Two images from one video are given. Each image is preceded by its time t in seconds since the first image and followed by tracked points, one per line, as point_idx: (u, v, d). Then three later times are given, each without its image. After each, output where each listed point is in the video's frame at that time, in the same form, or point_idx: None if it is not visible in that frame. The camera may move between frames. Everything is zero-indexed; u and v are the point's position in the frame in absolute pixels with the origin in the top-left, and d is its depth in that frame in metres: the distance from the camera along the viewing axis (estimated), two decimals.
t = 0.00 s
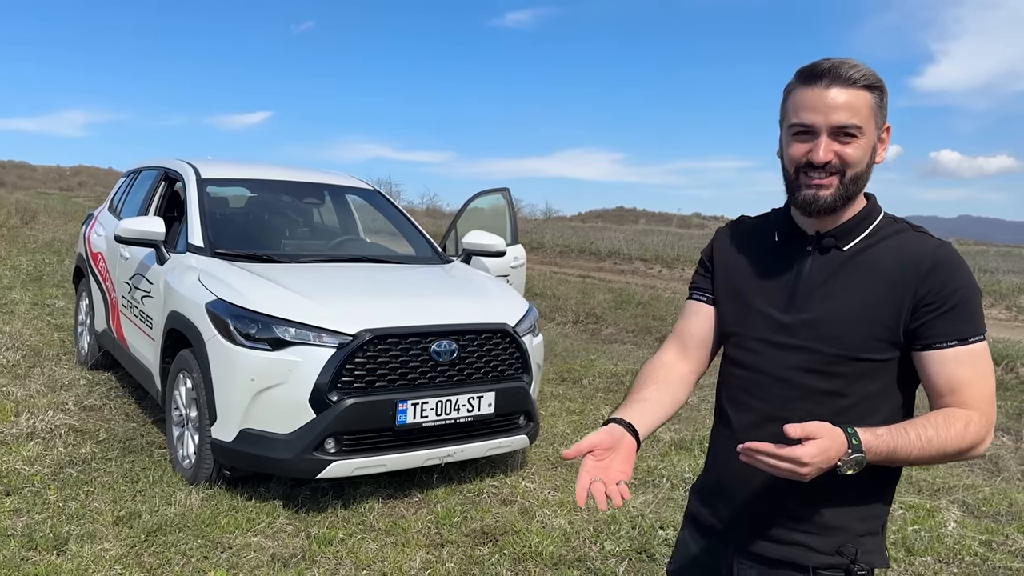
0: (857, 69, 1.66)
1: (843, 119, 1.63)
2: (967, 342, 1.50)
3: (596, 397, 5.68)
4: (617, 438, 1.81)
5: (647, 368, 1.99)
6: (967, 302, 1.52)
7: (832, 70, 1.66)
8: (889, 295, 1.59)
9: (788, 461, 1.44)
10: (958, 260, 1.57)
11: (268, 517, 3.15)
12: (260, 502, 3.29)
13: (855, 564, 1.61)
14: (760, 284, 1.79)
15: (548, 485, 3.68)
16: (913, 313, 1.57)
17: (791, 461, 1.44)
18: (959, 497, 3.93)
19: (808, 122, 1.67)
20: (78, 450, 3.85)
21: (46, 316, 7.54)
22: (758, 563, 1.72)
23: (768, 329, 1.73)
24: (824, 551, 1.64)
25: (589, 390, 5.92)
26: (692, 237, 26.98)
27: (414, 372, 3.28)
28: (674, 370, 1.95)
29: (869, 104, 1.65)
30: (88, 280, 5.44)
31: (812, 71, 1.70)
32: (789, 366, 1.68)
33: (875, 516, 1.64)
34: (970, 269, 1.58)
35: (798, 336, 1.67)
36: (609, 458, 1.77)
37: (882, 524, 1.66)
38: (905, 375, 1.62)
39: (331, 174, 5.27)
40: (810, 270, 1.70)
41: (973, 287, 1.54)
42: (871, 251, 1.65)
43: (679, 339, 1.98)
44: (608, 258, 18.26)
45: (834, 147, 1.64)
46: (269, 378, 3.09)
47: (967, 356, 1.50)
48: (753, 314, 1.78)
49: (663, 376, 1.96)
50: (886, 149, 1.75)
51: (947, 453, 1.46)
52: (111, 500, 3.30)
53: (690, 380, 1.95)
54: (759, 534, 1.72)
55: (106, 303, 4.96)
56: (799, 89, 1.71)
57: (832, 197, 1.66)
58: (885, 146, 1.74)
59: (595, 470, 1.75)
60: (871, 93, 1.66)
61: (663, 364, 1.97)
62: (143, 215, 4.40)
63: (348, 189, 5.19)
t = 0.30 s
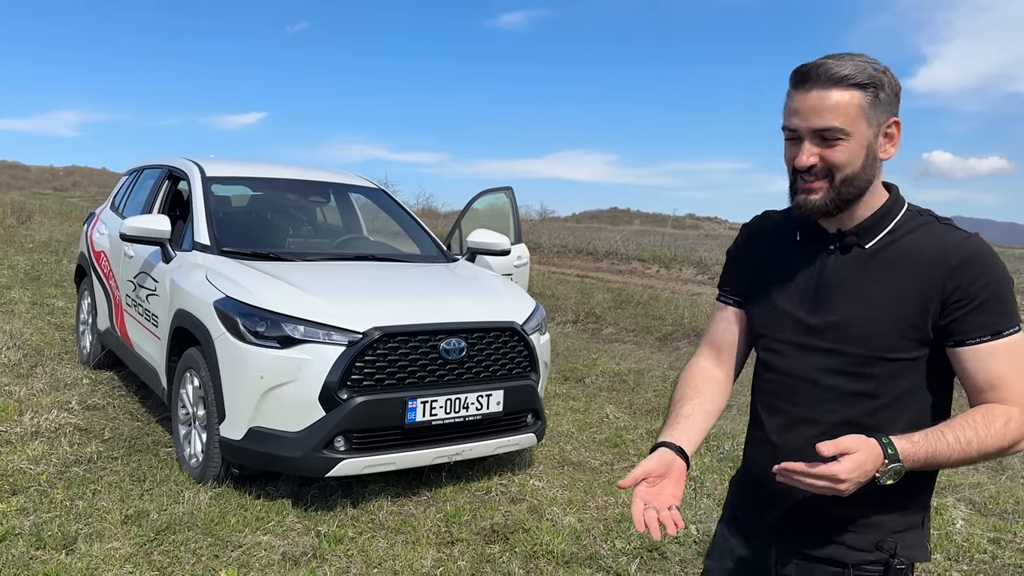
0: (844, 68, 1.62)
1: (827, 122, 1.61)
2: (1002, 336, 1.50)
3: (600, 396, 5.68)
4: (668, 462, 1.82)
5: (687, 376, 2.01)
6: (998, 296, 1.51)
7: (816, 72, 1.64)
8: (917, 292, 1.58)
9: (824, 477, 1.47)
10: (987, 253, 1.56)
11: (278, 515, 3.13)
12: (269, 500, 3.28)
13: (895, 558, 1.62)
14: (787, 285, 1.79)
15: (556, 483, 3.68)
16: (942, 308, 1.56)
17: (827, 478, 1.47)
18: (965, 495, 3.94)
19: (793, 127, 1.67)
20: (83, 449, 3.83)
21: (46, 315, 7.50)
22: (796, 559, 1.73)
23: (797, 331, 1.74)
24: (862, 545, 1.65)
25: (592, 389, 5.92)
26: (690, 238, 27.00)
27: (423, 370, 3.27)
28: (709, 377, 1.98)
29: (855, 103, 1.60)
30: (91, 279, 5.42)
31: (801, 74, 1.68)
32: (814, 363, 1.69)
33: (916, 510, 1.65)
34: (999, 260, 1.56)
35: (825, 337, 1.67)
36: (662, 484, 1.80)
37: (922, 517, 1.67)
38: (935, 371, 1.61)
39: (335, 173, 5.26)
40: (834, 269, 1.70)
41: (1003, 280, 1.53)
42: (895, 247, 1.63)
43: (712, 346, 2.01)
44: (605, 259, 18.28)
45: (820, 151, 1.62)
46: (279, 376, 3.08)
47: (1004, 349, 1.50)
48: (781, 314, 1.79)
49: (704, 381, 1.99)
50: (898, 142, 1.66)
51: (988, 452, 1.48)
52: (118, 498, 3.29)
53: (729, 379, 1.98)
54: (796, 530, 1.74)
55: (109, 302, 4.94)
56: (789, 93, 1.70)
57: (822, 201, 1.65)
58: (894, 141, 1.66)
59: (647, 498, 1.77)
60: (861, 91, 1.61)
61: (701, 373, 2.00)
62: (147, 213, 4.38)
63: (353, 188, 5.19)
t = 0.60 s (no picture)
0: (810, 69, 1.66)
1: (787, 122, 1.66)
2: (987, 331, 1.39)
3: (604, 395, 5.67)
4: (703, 465, 1.86)
5: (742, 368, 2.02)
6: (982, 289, 1.41)
7: (787, 74, 1.70)
8: (901, 285, 1.54)
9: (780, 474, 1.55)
10: (977, 245, 1.46)
11: (288, 514, 3.12)
12: (279, 499, 3.26)
13: (888, 555, 1.63)
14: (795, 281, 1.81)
15: (565, 482, 3.67)
16: (924, 303, 1.50)
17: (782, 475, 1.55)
18: (974, 493, 3.96)
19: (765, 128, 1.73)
20: (90, 448, 3.81)
21: (46, 314, 7.47)
22: (806, 556, 1.77)
23: (798, 325, 1.76)
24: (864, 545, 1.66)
25: (596, 388, 5.91)
26: (688, 238, 27.03)
27: (433, 369, 3.25)
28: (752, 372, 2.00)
29: (814, 102, 1.63)
30: (94, 278, 5.39)
31: (780, 76, 1.74)
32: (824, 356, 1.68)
33: (922, 512, 1.62)
34: (995, 252, 1.45)
35: (820, 331, 1.68)
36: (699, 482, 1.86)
37: (934, 520, 1.63)
38: (921, 368, 1.55)
39: (339, 171, 5.24)
40: (830, 264, 1.71)
41: (991, 272, 1.42)
42: (885, 240, 1.60)
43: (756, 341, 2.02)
44: (603, 259, 18.29)
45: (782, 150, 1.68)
46: (290, 374, 3.06)
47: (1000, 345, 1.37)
48: (789, 309, 1.81)
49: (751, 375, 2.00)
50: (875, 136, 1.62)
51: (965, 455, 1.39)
52: (127, 498, 3.27)
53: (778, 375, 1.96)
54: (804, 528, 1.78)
55: (113, 301, 4.92)
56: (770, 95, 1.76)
57: (790, 198, 1.70)
58: (868, 138, 1.62)
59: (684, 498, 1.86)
60: (822, 90, 1.63)
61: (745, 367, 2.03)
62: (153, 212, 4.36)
63: (358, 187, 5.17)
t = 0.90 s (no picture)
0: (842, 58, 1.72)
1: (811, 104, 1.73)
2: (934, 314, 1.40)
3: (612, 397, 5.67)
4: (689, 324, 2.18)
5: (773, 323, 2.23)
6: (941, 278, 1.43)
7: (823, 61, 1.77)
8: (878, 274, 1.58)
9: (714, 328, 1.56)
10: (953, 242, 1.48)
11: (304, 516, 3.12)
12: (294, 501, 3.26)
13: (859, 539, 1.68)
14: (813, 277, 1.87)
15: (579, 484, 3.67)
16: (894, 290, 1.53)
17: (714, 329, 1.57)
18: (985, 496, 3.99)
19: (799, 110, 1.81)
20: (103, 450, 3.81)
21: (50, 317, 7.45)
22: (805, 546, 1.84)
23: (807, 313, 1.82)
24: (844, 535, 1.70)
25: (603, 391, 5.92)
26: (686, 239, 27.06)
27: (449, 370, 3.26)
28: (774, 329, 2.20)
29: (836, 86, 1.69)
30: (103, 280, 5.39)
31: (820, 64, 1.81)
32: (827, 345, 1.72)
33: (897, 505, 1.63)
34: (970, 250, 1.46)
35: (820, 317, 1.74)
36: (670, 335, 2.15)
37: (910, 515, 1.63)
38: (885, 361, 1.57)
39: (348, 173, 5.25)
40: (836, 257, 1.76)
41: (956, 266, 1.43)
42: (879, 235, 1.64)
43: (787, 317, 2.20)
44: (603, 261, 18.30)
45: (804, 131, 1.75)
46: (307, 376, 3.07)
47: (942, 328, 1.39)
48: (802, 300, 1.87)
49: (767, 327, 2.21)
50: (892, 124, 1.64)
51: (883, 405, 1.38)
52: (142, 500, 3.27)
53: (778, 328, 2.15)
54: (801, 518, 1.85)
55: (122, 304, 4.91)
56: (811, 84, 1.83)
57: (806, 176, 1.77)
58: (883, 125, 1.65)
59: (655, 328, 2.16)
60: (845, 76, 1.69)
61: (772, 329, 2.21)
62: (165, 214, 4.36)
63: (368, 189, 5.18)
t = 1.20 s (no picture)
0: (815, 88, 1.77)
1: (795, 131, 1.76)
2: (921, 303, 1.45)
3: (621, 400, 5.69)
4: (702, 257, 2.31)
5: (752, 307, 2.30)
6: (929, 273, 1.48)
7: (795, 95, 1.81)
8: (866, 273, 1.62)
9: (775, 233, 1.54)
10: (940, 243, 1.53)
11: (324, 519, 3.14)
12: (313, 504, 3.27)
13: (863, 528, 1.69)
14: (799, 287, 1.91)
15: (594, 487, 3.69)
16: (882, 287, 1.57)
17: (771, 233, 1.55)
18: (996, 498, 4.02)
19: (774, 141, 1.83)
20: (119, 453, 3.82)
21: (57, 320, 7.43)
22: (806, 542, 1.83)
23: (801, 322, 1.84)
24: (847, 525, 1.71)
25: (612, 393, 5.93)
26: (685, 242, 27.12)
27: (467, 374, 3.28)
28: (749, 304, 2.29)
29: (822, 112, 1.73)
30: (113, 283, 5.40)
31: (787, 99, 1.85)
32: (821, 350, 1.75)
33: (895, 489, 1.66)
34: (957, 251, 1.51)
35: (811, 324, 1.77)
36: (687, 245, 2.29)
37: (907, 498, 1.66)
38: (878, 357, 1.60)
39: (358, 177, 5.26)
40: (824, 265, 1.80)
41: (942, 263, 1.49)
42: (867, 241, 1.68)
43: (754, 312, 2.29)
44: (603, 263, 18.33)
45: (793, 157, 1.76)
46: (327, 379, 3.09)
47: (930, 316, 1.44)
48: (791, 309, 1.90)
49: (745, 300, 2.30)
50: (876, 144, 1.72)
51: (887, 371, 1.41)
52: (161, 503, 3.28)
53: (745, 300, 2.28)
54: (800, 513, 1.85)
55: (134, 307, 4.92)
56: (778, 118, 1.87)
57: (800, 199, 1.78)
58: (868, 145, 1.72)
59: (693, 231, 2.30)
60: (827, 103, 1.74)
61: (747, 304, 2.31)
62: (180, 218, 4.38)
63: (378, 193, 5.20)
